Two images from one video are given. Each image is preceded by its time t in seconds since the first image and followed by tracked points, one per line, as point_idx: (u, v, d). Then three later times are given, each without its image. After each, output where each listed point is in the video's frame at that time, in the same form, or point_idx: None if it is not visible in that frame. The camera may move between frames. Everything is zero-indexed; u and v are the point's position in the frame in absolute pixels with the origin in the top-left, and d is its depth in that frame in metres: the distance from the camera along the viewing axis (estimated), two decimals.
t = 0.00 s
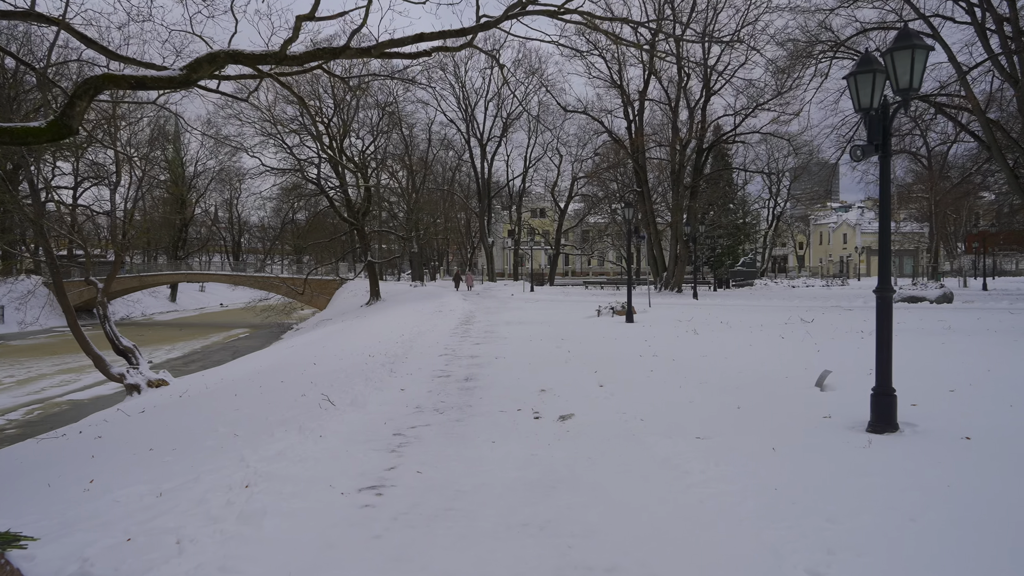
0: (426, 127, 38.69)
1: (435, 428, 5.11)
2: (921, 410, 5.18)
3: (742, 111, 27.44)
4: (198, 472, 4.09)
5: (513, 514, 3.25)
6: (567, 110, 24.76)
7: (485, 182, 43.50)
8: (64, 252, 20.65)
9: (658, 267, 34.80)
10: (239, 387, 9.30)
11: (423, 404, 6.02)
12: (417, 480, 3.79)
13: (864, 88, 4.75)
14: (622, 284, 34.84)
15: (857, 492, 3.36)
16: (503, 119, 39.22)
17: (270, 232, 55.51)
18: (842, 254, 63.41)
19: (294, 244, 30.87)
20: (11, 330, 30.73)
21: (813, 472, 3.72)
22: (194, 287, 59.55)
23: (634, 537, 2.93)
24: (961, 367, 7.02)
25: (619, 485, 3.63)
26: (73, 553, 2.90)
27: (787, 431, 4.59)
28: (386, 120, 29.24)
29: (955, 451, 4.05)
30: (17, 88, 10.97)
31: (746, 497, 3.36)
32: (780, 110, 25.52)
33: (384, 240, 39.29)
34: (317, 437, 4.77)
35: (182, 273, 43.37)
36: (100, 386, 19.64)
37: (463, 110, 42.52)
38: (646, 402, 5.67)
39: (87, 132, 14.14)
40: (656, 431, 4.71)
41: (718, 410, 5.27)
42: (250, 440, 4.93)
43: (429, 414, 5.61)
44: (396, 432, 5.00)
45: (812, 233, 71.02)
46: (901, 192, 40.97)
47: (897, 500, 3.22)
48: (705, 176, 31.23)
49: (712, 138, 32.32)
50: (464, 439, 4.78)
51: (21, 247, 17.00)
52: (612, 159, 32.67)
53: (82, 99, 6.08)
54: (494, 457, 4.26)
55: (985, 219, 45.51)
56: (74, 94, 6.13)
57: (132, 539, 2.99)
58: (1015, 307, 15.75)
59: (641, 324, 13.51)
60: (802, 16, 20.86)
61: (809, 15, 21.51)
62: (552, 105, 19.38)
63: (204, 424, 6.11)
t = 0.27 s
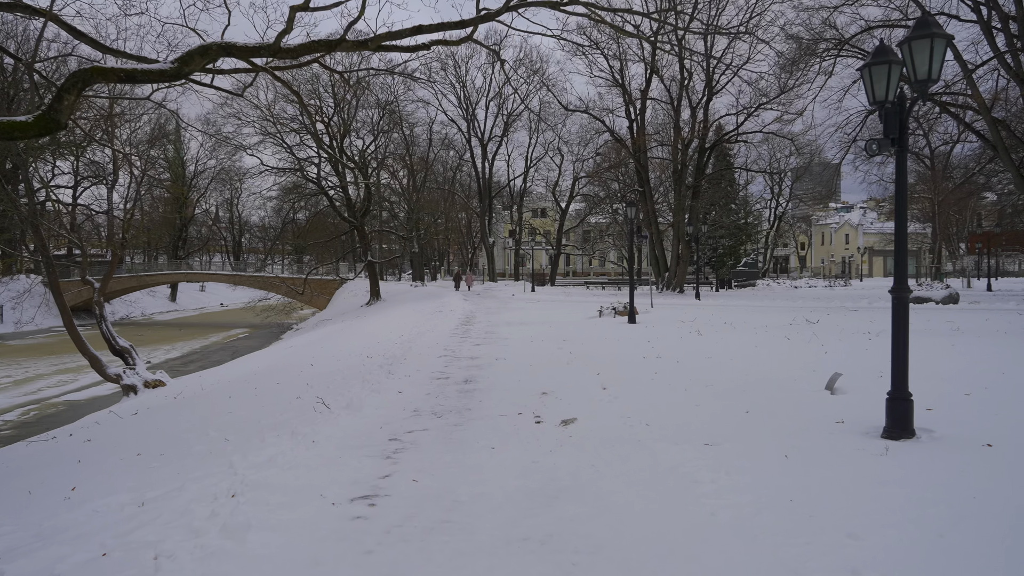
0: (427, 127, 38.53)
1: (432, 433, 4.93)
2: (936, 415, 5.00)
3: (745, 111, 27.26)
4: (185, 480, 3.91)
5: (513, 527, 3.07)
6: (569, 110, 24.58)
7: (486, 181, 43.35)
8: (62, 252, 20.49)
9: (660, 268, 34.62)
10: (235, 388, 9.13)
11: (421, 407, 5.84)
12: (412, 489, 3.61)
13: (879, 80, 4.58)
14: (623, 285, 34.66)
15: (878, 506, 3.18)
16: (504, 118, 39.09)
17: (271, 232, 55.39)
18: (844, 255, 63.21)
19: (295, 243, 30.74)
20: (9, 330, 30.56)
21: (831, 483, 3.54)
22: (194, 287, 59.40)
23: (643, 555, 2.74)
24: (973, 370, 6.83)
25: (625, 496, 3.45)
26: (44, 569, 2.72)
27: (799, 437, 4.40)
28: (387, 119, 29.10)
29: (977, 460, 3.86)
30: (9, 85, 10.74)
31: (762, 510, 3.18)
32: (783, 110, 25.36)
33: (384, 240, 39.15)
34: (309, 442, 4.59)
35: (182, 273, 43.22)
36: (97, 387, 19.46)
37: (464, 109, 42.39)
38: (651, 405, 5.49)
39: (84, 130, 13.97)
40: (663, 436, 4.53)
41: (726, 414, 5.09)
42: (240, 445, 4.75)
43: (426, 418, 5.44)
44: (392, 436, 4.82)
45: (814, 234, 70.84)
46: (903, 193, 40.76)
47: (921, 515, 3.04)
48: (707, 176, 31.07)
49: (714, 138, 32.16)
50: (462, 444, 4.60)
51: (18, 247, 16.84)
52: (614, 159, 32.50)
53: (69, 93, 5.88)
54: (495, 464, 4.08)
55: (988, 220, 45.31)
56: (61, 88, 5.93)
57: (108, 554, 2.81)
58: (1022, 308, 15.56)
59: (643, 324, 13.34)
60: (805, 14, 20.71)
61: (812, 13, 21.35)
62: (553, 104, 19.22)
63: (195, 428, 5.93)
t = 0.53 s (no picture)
0: (428, 126, 38.39)
1: (430, 441, 4.76)
2: (952, 422, 4.81)
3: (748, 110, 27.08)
4: (170, 493, 3.74)
5: (512, 548, 2.89)
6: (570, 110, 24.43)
7: (487, 181, 43.19)
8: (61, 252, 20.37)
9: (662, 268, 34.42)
10: (231, 391, 8.96)
11: (419, 413, 5.67)
12: (408, 503, 3.44)
13: (894, 75, 4.42)
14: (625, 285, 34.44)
15: (902, 527, 3.00)
16: (505, 118, 38.90)
17: (271, 232, 55.25)
18: (846, 254, 62.97)
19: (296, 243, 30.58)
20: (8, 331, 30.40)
21: (849, 499, 3.36)
22: (195, 287, 59.27)
23: None
24: (986, 374, 6.64)
25: (632, 513, 3.27)
26: None
27: (812, 447, 4.22)
28: (388, 118, 28.96)
29: (1001, 472, 3.67)
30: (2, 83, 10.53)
31: (779, 530, 3.01)
32: (785, 109, 25.18)
33: (385, 240, 38.99)
34: (302, 452, 4.42)
35: (182, 273, 43.05)
36: (95, 388, 19.28)
37: (465, 109, 42.23)
38: (657, 412, 5.32)
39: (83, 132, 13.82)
40: (670, 446, 4.35)
41: (735, 421, 4.92)
42: (230, 454, 4.58)
43: (423, 424, 5.27)
44: (389, 445, 4.64)
45: (816, 233, 70.63)
46: (906, 192, 40.54)
47: (948, 539, 2.86)
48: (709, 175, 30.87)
49: (716, 137, 31.98)
50: (461, 453, 4.43)
51: (15, 247, 16.70)
52: (616, 158, 32.31)
53: (59, 89, 5.67)
54: (495, 476, 3.91)
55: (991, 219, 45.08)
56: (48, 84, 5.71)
57: None
58: None
59: (646, 326, 13.15)
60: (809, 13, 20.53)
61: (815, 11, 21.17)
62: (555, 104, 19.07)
63: (185, 434, 5.75)
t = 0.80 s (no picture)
0: (428, 126, 38.26)
1: (427, 445, 4.60)
2: (966, 425, 4.65)
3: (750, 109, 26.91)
4: (153, 499, 3.58)
5: (508, 559, 2.73)
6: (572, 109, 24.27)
7: (488, 181, 43.03)
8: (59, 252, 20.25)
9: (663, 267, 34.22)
10: (225, 392, 8.81)
11: (414, 416, 5.51)
12: (400, 510, 3.28)
13: (908, 65, 4.26)
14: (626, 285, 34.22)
15: (922, 539, 2.83)
16: (506, 117, 38.76)
17: (271, 232, 55.12)
18: (848, 255, 62.79)
19: (296, 243, 30.44)
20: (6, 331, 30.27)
21: (865, 508, 3.20)
22: (195, 287, 59.13)
23: None
24: (998, 375, 6.47)
25: (636, 521, 3.11)
26: None
27: (822, 451, 4.06)
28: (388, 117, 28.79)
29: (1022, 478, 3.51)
30: None
31: (793, 541, 2.84)
32: (788, 108, 25.01)
33: (385, 240, 38.83)
34: (293, 456, 4.26)
35: (182, 273, 42.91)
36: (92, 389, 19.13)
37: (465, 109, 42.08)
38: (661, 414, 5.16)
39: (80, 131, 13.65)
40: (675, 450, 4.19)
41: (741, 423, 4.76)
42: (219, 457, 4.43)
43: (418, 427, 5.11)
44: (383, 448, 4.48)
45: (817, 233, 70.39)
46: (909, 192, 40.35)
47: (971, 552, 2.70)
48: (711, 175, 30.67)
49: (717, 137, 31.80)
50: (457, 457, 4.26)
51: (11, 247, 16.56)
52: (617, 158, 32.13)
53: (44, 82, 5.49)
54: (492, 481, 3.74)
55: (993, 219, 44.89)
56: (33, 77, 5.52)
57: None
58: None
59: (647, 326, 12.98)
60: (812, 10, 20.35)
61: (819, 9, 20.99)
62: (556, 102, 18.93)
63: (175, 437, 5.60)
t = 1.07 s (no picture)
0: (428, 126, 38.05)
1: (421, 452, 4.43)
2: (980, 431, 4.48)
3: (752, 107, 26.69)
4: (132, 512, 3.41)
5: None
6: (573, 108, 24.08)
7: (489, 181, 42.84)
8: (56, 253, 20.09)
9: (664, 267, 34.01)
10: (220, 395, 8.66)
11: (409, 421, 5.35)
12: (390, 523, 3.12)
13: (922, 57, 4.09)
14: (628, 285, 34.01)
15: (941, 556, 2.68)
16: (506, 117, 38.56)
17: (271, 232, 54.95)
18: (850, 255, 62.57)
19: (295, 244, 30.27)
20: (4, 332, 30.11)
21: (882, 522, 3.02)
22: (195, 287, 58.96)
23: None
24: (1009, 379, 6.30)
25: (638, 536, 2.95)
26: None
27: (832, 459, 3.90)
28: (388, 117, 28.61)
29: None
30: None
31: (808, 560, 2.66)
32: (790, 106, 24.81)
33: (385, 240, 38.65)
34: (280, 464, 4.09)
35: (181, 273, 42.75)
36: (88, 391, 18.97)
37: (466, 108, 41.88)
38: (664, 419, 5.00)
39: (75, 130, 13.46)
40: (680, 459, 4.02)
41: (747, 430, 4.61)
42: (205, 466, 4.27)
43: (413, 433, 4.94)
44: (376, 456, 4.32)
45: (819, 233, 70.14)
46: (911, 191, 40.15)
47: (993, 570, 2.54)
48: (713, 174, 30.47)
49: (719, 136, 31.59)
50: (452, 466, 4.09)
51: (7, 248, 16.41)
52: (617, 158, 31.94)
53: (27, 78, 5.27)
54: (488, 492, 3.58)
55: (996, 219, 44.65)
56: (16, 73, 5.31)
57: None
58: None
59: (649, 327, 12.80)
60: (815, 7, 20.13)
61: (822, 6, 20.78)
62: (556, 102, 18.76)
63: (163, 443, 5.44)
